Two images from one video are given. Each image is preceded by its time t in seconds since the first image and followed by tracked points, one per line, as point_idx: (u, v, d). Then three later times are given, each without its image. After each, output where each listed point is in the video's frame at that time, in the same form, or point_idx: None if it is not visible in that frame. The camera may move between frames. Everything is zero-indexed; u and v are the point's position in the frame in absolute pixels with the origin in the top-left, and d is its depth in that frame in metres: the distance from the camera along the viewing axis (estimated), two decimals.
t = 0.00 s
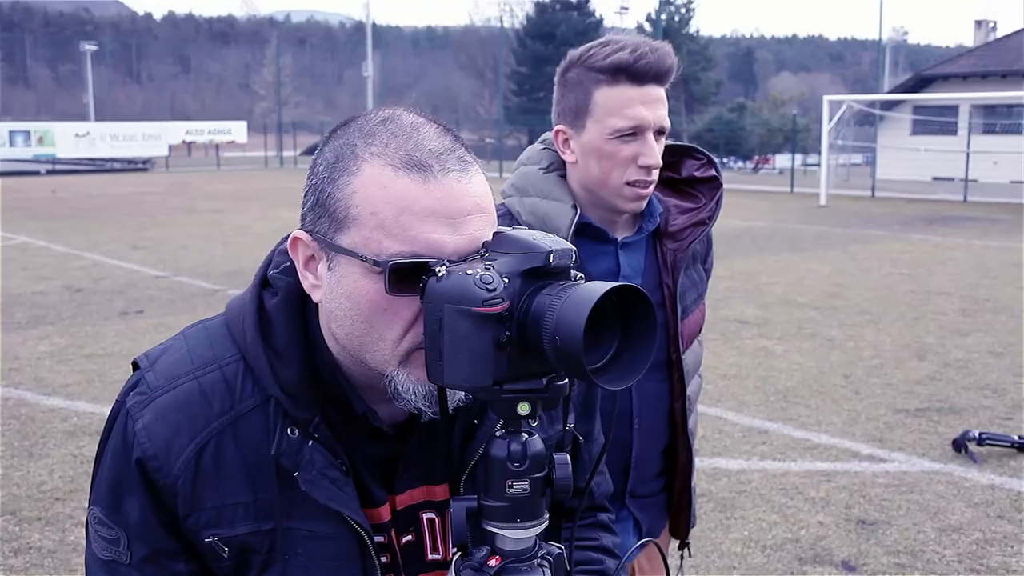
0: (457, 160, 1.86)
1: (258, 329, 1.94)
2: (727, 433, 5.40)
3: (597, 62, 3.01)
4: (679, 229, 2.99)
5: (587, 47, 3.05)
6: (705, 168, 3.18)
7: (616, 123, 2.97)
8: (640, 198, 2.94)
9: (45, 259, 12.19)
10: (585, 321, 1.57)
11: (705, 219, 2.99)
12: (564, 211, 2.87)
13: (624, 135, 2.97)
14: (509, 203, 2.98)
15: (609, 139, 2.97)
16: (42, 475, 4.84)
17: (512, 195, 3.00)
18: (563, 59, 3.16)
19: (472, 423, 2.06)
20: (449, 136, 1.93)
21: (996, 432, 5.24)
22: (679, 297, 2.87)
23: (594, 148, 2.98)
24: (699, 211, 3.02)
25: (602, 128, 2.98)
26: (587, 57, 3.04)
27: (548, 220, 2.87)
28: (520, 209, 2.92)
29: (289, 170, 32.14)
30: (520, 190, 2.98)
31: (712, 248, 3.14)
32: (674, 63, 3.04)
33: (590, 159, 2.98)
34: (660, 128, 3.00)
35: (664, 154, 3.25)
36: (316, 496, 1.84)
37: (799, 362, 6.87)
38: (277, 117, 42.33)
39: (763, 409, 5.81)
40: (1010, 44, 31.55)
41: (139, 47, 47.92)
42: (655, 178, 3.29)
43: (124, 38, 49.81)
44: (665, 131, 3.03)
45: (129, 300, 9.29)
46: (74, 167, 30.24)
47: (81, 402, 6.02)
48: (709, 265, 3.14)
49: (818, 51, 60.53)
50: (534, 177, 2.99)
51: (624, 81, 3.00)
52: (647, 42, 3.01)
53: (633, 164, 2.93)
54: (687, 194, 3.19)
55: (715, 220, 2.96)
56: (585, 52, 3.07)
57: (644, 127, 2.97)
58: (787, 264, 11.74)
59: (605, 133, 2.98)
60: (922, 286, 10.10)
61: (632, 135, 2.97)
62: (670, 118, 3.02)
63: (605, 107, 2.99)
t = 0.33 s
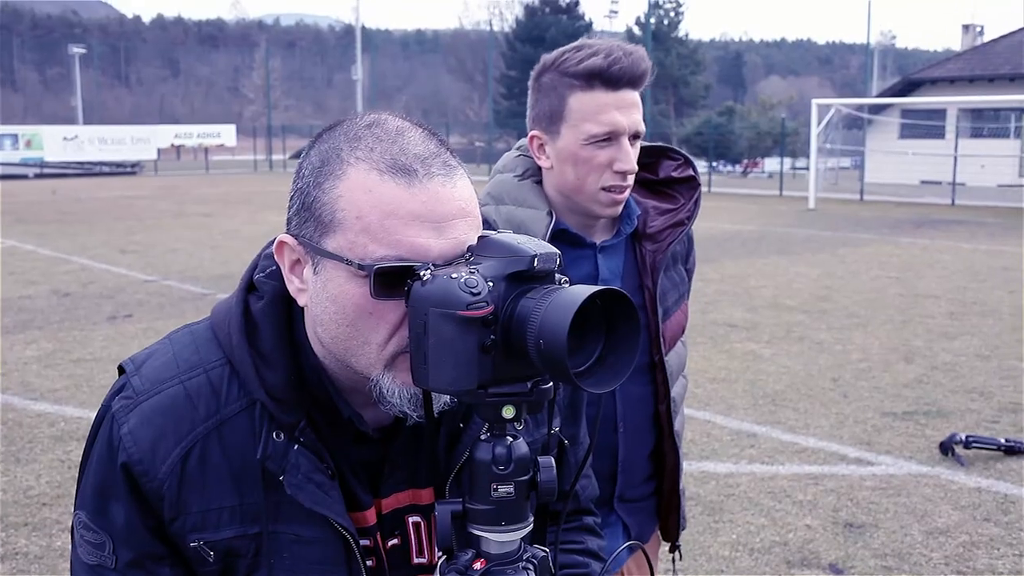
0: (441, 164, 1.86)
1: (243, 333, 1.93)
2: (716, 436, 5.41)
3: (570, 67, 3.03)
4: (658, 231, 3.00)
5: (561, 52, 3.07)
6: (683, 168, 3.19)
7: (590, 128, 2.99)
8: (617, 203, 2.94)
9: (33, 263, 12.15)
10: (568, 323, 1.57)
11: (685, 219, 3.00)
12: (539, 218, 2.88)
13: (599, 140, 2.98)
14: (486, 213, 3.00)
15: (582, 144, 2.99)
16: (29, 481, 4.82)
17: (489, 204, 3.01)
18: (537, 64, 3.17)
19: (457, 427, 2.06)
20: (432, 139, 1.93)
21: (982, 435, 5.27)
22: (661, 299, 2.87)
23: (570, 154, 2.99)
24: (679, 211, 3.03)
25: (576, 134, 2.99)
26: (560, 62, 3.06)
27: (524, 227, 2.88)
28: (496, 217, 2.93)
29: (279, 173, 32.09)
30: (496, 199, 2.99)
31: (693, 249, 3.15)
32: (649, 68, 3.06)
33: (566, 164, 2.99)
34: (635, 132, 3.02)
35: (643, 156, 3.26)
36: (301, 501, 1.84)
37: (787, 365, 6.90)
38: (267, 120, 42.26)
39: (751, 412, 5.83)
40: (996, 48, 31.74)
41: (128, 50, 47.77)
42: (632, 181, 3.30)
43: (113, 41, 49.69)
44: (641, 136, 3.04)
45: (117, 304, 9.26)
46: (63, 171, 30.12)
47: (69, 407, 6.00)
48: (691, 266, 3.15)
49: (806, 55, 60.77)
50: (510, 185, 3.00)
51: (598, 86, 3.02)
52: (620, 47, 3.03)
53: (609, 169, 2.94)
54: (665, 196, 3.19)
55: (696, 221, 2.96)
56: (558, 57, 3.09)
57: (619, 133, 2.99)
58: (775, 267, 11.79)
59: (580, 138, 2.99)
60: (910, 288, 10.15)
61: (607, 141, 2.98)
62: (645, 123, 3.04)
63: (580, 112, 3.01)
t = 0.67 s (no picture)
0: (426, 165, 1.86)
1: (227, 333, 1.93)
2: (701, 437, 5.42)
3: (549, 69, 3.04)
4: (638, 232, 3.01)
5: (540, 54, 3.08)
6: (662, 170, 3.20)
7: (570, 131, 3.00)
8: (596, 205, 2.95)
9: (16, 267, 12.07)
10: (550, 324, 1.58)
11: (665, 220, 3.01)
12: (520, 220, 2.89)
13: (579, 141, 2.99)
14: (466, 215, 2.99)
15: (562, 145, 2.99)
16: (12, 484, 4.80)
17: (470, 206, 3.00)
18: (516, 66, 3.18)
19: (442, 427, 2.07)
20: (417, 141, 1.92)
21: (966, 433, 5.30)
22: (641, 299, 2.88)
23: (550, 155, 3.00)
24: (658, 213, 3.04)
25: (556, 135, 3.01)
26: (540, 64, 3.07)
27: (503, 229, 2.88)
28: (477, 218, 2.93)
29: (264, 176, 31.96)
30: (477, 202, 2.99)
31: (675, 250, 3.16)
32: (628, 70, 3.07)
33: (546, 165, 3.00)
34: (615, 134, 3.03)
35: (622, 157, 3.27)
36: (286, 500, 1.83)
37: (772, 366, 6.92)
38: (252, 123, 42.10)
39: (737, 413, 5.84)
40: (979, 50, 31.95)
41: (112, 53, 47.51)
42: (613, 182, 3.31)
43: (97, 44, 49.48)
44: (620, 138, 3.06)
45: (101, 307, 9.22)
46: (47, 174, 29.91)
47: (53, 411, 5.97)
48: (672, 267, 3.16)
49: (791, 58, 61.02)
50: (490, 187, 3.01)
51: (577, 89, 3.03)
52: (598, 49, 3.04)
53: (589, 170, 2.95)
54: (646, 198, 3.20)
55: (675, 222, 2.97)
56: (538, 59, 3.10)
57: (599, 135, 3.00)
58: (760, 268, 11.83)
59: (560, 140, 3.00)
60: (893, 289, 10.20)
61: (586, 142, 3.00)
62: (624, 124, 3.06)
63: (559, 115, 3.02)
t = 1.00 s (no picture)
0: (405, 167, 1.85)
1: (207, 336, 1.92)
2: (682, 438, 5.44)
3: (528, 70, 3.04)
4: (615, 233, 3.01)
5: (517, 56, 3.08)
6: (639, 172, 3.21)
7: (548, 132, 3.00)
8: (572, 206, 2.95)
9: None
10: (527, 326, 1.58)
11: (642, 222, 3.02)
12: (497, 222, 2.89)
13: (556, 143, 3.00)
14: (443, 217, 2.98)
15: (539, 147, 3.00)
16: None
17: (447, 209, 2.99)
18: (494, 68, 3.18)
19: (422, 428, 2.06)
20: (395, 144, 1.92)
21: (944, 434, 5.35)
22: (619, 299, 2.88)
23: (527, 157, 3.01)
24: (635, 214, 3.05)
25: (533, 137, 3.01)
26: (517, 66, 3.06)
27: (481, 230, 2.87)
28: (453, 219, 2.92)
29: (244, 177, 31.82)
30: (454, 203, 2.98)
31: (652, 249, 3.17)
32: (604, 72, 3.07)
33: (523, 167, 3.00)
34: (591, 137, 3.03)
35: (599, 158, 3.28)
36: (267, 503, 1.82)
37: (752, 367, 6.95)
38: (232, 124, 41.93)
39: (718, 414, 5.87)
40: (956, 53, 32.28)
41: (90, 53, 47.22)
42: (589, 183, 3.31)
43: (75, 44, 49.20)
44: (596, 140, 3.06)
45: (81, 310, 9.17)
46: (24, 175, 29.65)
47: (31, 414, 5.92)
48: (648, 267, 3.17)
49: (771, 61, 61.39)
50: (467, 189, 3.00)
51: (554, 90, 3.04)
52: (576, 52, 3.05)
53: (566, 172, 2.95)
54: (622, 198, 3.21)
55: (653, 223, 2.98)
56: (515, 61, 3.10)
57: (576, 136, 3.01)
58: (740, 269, 11.88)
59: (538, 141, 3.00)
60: (873, 290, 10.26)
61: (563, 144, 3.00)
62: (600, 128, 3.06)
63: (536, 116, 3.03)
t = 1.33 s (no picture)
0: (391, 166, 1.85)
1: (193, 333, 1.92)
2: (669, 437, 5.45)
3: (507, 69, 3.04)
4: (598, 230, 3.02)
5: (497, 55, 3.08)
6: (622, 170, 3.22)
7: (527, 129, 3.01)
8: (554, 203, 2.95)
9: None
10: (514, 323, 1.58)
11: (625, 219, 3.03)
12: (481, 219, 2.89)
13: (537, 140, 3.00)
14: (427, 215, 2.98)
15: (519, 145, 3.00)
16: None
17: (430, 206, 2.99)
18: (475, 68, 3.19)
19: (407, 428, 2.06)
20: (382, 143, 1.91)
21: (929, 432, 5.37)
22: (602, 297, 2.89)
23: (508, 155, 3.01)
24: (618, 211, 3.06)
25: (514, 135, 3.01)
26: (497, 65, 3.07)
27: (466, 228, 2.87)
28: (438, 217, 2.92)
29: (231, 177, 31.70)
30: (437, 202, 2.98)
31: (636, 247, 3.18)
32: (584, 70, 3.08)
33: (504, 164, 3.01)
34: (572, 134, 3.04)
35: (582, 156, 3.28)
36: (254, 501, 1.82)
37: (738, 366, 6.97)
38: (218, 124, 41.78)
39: (704, 413, 5.88)
40: (942, 53, 32.44)
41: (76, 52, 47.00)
42: (573, 182, 3.32)
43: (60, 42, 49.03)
44: (576, 137, 3.07)
45: (67, 310, 9.13)
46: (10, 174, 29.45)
47: (16, 414, 5.89)
48: (633, 265, 3.17)
49: (757, 61, 61.56)
50: (451, 188, 3.00)
51: (534, 88, 3.04)
52: (555, 50, 3.05)
53: (546, 169, 2.95)
54: (606, 196, 3.21)
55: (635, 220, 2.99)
56: (496, 60, 3.10)
57: (555, 134, 3.01)
58: (727, 269, 11.90)
59: (518, 139, 3.01)
60: (859, 289, 10.30)
61: (543, 141, 3.01)
62: (581, 126, 3.07)
63: (516, 114, 3.03)
